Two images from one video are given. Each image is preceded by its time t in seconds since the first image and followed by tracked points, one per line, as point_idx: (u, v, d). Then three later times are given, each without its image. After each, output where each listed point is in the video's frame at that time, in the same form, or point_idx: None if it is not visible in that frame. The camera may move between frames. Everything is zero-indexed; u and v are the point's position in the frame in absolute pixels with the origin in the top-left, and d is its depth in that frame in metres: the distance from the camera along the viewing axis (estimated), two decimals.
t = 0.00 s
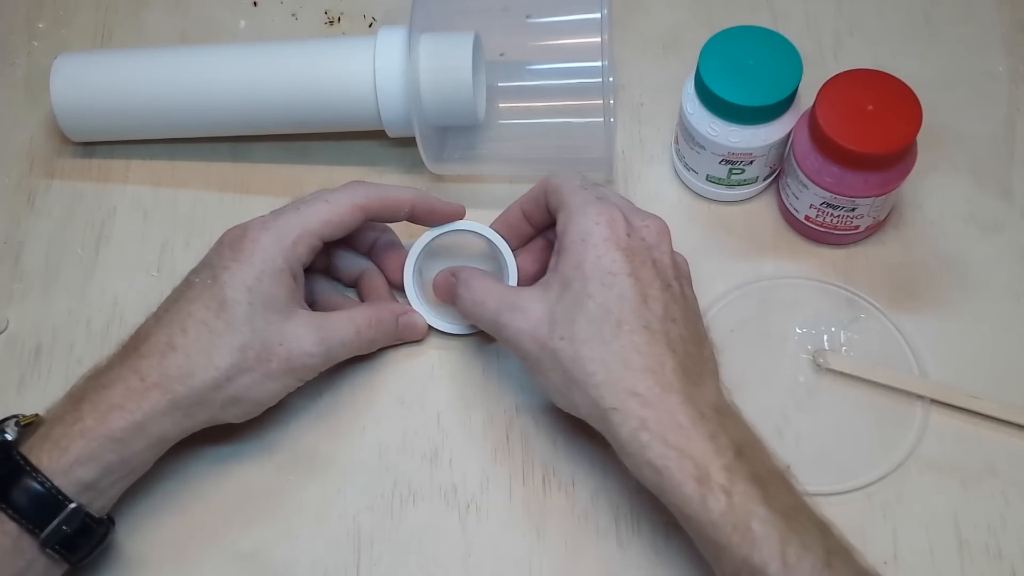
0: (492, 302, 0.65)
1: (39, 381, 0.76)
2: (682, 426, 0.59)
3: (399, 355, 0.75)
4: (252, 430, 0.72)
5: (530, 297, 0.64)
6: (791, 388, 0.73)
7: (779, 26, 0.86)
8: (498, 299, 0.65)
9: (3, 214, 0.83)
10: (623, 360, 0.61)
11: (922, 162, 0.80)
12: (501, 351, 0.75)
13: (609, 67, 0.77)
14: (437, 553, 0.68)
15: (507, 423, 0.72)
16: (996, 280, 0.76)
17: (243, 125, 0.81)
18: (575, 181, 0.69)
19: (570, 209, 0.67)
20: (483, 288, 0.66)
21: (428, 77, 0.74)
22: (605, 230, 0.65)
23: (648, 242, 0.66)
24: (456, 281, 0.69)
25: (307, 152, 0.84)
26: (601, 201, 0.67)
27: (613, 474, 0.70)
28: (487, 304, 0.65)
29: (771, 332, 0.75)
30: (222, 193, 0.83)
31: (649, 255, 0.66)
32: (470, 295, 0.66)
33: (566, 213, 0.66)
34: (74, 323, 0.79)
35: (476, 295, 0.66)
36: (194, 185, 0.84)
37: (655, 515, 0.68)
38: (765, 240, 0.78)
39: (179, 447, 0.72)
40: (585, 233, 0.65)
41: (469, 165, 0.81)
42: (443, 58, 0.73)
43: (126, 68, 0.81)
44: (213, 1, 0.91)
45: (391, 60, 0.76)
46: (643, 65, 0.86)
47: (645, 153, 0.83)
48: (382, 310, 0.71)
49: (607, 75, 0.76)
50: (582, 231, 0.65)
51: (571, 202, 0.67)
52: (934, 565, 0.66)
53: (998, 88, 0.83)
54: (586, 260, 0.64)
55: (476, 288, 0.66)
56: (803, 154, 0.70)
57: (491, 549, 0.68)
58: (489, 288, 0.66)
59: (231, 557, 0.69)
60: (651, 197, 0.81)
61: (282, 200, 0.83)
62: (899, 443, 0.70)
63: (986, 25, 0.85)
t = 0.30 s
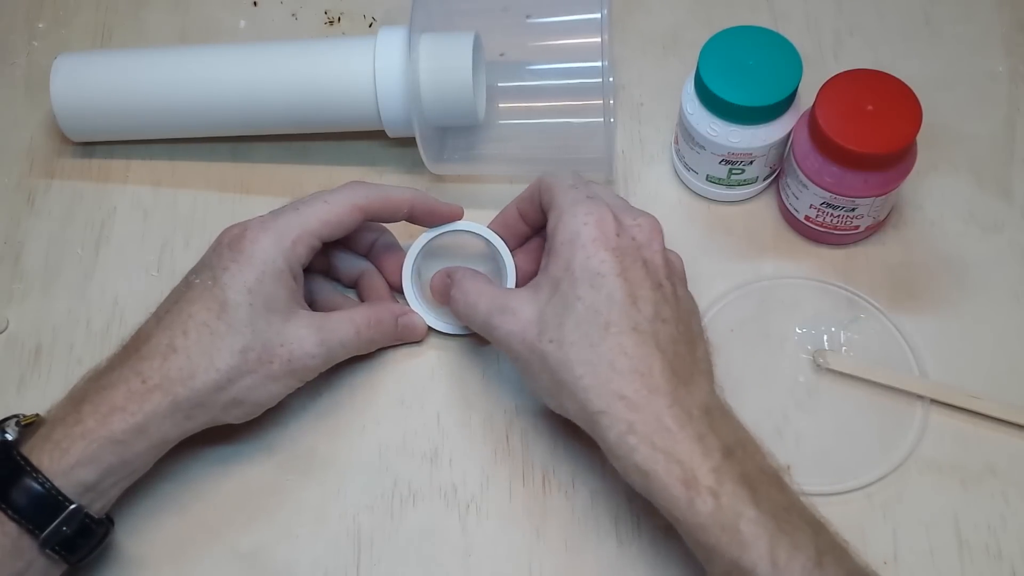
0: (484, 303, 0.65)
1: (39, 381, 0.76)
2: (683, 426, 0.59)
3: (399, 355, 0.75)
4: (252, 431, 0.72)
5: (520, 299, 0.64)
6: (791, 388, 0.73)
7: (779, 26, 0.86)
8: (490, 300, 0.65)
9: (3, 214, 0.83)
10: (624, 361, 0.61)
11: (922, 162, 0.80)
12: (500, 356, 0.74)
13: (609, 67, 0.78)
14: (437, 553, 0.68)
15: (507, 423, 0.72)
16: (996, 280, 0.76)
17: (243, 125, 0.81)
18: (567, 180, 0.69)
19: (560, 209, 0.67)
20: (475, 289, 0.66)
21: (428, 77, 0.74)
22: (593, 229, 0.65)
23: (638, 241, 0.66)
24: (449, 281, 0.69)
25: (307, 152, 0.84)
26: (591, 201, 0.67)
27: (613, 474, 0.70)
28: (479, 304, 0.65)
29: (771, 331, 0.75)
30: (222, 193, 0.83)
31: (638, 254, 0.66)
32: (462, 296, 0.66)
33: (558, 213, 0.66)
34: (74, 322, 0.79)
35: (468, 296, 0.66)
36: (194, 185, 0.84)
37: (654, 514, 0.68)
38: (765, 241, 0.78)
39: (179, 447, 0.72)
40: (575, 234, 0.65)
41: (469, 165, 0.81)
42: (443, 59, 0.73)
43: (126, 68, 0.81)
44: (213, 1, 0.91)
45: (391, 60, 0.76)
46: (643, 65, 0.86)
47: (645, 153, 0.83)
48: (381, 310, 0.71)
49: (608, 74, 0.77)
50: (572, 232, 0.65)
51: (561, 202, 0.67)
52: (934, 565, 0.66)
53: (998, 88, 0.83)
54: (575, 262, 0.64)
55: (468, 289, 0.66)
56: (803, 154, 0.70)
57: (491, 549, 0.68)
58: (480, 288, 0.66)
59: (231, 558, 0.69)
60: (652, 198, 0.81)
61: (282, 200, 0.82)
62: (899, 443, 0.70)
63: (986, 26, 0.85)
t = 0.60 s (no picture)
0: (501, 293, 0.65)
1: (39, 381, 0.76)
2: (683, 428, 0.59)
3: (399, 355, 0.75)
4: (251, 433, 0.72)
5: (538, 294, 0.65)
6: (791, 388, 0.73)
7: (779, 26, 0.86)
8: (507, 292, 0.65)
9: (3, 214, 0.83)
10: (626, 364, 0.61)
11: (922, 162, 0.80)
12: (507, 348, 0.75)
13: (609, 67, 0.77)
14: (437, 553, 0.68)
15: (508, 423, 0.72)
16: (996, 280, 0.76)
17: (243, 125, 0.81)
18: (581, 181, 0.69)
19: (578, 207, 0.66)
20: (493, 281, 0.66)
21: (428, 77, 0.74)
22: (613, 229, 0.64)
23: (656, 241, 0.66)
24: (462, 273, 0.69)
25: (308, 152, 0.84)
26: (609, 201, 0.67)
27: (613, 473, 0.70)
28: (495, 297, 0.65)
29: (771, 332, 0.75)
30: (222, 193, 0.83)
31: (657, 254, 0.65)
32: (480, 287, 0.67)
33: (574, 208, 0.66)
34: (74, 322, 0.79)
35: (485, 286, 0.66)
36: (194, 185, 0.84)
37: (654, 515, 0.68)
38: (765, 241, 0.78)
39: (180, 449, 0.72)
40: (593, 232, 0.64)
41: (469, 165, 0.81)
42: (443, 59, 0.73)
43: (127, 68, 0.81)
44: (212, 1, 0.91)
45: (391, 60, 0.76)
46: (643, 65, 0.86)
47: (645, 153, 0.83)
48: (381, 311, 0.71)
49: (607, 75, 0.76)
50: (587, 233, 0.64)
51: (578, 201, 0.67)
52: (934, 565, 0.66)
53: (998, 88, 0.83)
54: (594, 260, 0.63)
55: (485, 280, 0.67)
56: (803, 154, 0.70)
57: (491, 549, 0.68)
58: (499, 281, 0.66)
59: (231, 559, 0.69)
60: (651, 197, 0.81)
61: (282, 200, 0.82)
62: (899, 443, 0.70)
63: (986, 26, 0.85)
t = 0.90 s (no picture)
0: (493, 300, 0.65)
1: (39, 381, 0.76)
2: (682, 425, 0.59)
3: (399, 355, 0.75)
4: (251, 433, 0.72)
5: (533, 302, 0.64)
6: (791, 388, 0.73)
7: (779, 26, 0.86)
8: (500, 300, 0.65)
9: (2, 214, 0.83)
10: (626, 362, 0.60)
11: (922, 162, 0.80)
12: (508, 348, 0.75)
13: (609, 68, 0.77)
14: (437, 553, 0.68)
15: (507, 423, 0.72)
16: (996, 280, 0.76)
17: (243, 125, 0.81)
18: (573, 181, 0.68)
19: (569, 210, 0.66)
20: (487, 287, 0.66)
21: (428, 77, 0.74)
22: (605, 231, 0.64)
23: (649, 241, 0.65)
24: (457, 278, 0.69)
25: (307, 152, 0.84)
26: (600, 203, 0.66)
27: (613, 473, 0.70)
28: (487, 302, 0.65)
29: (771, 332, 0.75)
30: (222, 193, 0.83)
31: (649, 253, 0.65)
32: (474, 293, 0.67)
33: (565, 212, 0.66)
34: (74, 322, 0.79)
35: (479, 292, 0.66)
36: (194, 185, 0.84)
37: (654, 514, 0.68)
38: (765, 241, 0.78)
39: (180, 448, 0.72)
40: (584, 236, 0.64)
41: (469, 165, 0.81)
42: (443, 59, 0.73)
43: (127, 68, 0.81)
44: (213, 1, 0.91)
45: (391, 60, 0.76)
46: (643, 65, 0.86)
47: (645, 153, 0.83)
48: (381, 310, 0.71)
49: (607, 75, 0.76)
50: (579, 236, 0.64)
51: (569, 203, 0.66)
52: (934, 565, 0.66)
53: (998, 88, 0.83)
54: (585, 264, 0.63)
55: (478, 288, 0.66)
56: (803, 154, 0.70)
57: (491, 550, 0.68)
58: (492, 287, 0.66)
59: (231, 558, 0.69)
60: (652, 197, 0.81)
61: (282, 200, 0.82)
62: (899, 443, 0.70)
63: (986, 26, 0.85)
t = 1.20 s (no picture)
0: (487, 291, 0.66)
1: (39, 381, 0.76)
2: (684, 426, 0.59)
3: (398, 355, 0.75)
4: (251, 433, 0.72)
5: (529, 291, 0.65)
6: (790, 387, 0.73)
7: (779, 26, 0.86)
8: (495, 291, 0.65)
9: (2, 214, 0.83)
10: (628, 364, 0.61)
11: (922, 162, 0.80)
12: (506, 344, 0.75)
13: (609, 68, 0.77)
14: (437, 553, 0.68)
15: (507, 423, 0.72)
16: (996, 280, 0.76)
17: (243, 125, 0.81)
18: (574, 176, 0.69)
19: (569, 204, 0.66)
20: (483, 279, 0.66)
21: (428, 77, 0.74)
22: (605, 224, 0.65)
23: (648, 235, 0.66)
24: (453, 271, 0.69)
25: (307, 152, 0.84)
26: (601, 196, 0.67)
27: (612, 473, 0.70)
28: (482, 293, 0.66)
29: (771, 331, 0.75)
30: (222, 193, 0.83)
31: (649, 248, 0.65)
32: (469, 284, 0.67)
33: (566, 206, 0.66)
34: (74, 322, 0.79)
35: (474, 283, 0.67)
36: (195, 185, 0.84)
37: (654, 514, 0.68)
38: (765, 241, 0.78)
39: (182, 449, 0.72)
40: (585, 229, 0.64)
41: (469, 165, 0.81)
42: (443, 59, 0.73)
43: (126, 68, 0.81)
44: (212, 1, 0.91)
45: (391, 60, 0.76)
46: (643, 65, 0.86)
47: (645, 153, 0.83)
48: (382, 309, 0.71)
49: (607, 75, 0.76)
50: (580, 229, 0.64)
51: (571, 196, 0.67)
52: (934, 565, 0.66)
53: (998, 88, 0.83)
54: (584, 254, 0.64)
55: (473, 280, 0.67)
56: (803, 154, 0.70)
57: (491, 549, 0.68)
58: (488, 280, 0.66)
59: (231, 559, 0.69)
60: (652, 197, 0.81)
61: (282, 200, 0.82)
62: (899, 443, 0.70)
63: (986, 26, 0.85)
